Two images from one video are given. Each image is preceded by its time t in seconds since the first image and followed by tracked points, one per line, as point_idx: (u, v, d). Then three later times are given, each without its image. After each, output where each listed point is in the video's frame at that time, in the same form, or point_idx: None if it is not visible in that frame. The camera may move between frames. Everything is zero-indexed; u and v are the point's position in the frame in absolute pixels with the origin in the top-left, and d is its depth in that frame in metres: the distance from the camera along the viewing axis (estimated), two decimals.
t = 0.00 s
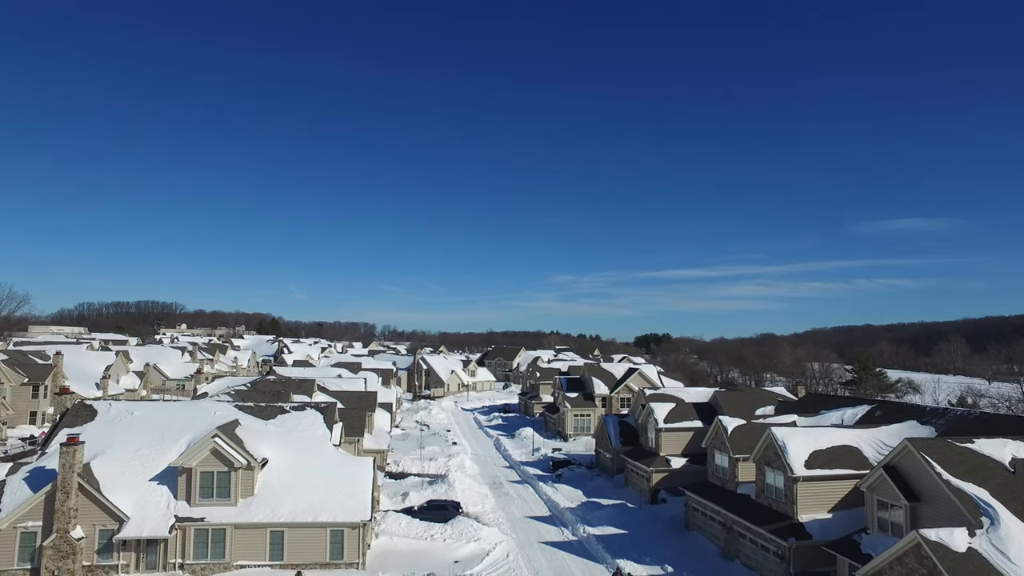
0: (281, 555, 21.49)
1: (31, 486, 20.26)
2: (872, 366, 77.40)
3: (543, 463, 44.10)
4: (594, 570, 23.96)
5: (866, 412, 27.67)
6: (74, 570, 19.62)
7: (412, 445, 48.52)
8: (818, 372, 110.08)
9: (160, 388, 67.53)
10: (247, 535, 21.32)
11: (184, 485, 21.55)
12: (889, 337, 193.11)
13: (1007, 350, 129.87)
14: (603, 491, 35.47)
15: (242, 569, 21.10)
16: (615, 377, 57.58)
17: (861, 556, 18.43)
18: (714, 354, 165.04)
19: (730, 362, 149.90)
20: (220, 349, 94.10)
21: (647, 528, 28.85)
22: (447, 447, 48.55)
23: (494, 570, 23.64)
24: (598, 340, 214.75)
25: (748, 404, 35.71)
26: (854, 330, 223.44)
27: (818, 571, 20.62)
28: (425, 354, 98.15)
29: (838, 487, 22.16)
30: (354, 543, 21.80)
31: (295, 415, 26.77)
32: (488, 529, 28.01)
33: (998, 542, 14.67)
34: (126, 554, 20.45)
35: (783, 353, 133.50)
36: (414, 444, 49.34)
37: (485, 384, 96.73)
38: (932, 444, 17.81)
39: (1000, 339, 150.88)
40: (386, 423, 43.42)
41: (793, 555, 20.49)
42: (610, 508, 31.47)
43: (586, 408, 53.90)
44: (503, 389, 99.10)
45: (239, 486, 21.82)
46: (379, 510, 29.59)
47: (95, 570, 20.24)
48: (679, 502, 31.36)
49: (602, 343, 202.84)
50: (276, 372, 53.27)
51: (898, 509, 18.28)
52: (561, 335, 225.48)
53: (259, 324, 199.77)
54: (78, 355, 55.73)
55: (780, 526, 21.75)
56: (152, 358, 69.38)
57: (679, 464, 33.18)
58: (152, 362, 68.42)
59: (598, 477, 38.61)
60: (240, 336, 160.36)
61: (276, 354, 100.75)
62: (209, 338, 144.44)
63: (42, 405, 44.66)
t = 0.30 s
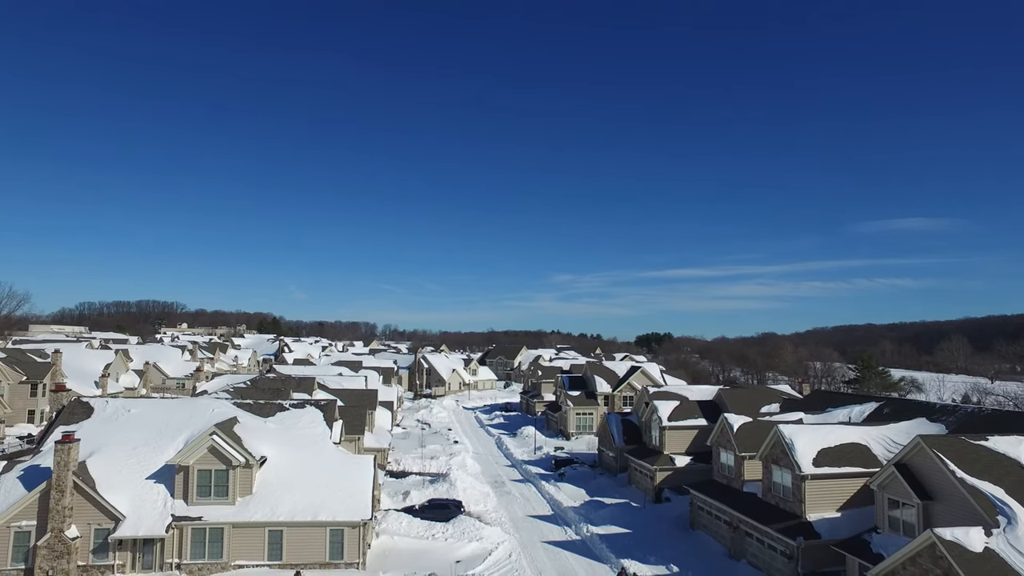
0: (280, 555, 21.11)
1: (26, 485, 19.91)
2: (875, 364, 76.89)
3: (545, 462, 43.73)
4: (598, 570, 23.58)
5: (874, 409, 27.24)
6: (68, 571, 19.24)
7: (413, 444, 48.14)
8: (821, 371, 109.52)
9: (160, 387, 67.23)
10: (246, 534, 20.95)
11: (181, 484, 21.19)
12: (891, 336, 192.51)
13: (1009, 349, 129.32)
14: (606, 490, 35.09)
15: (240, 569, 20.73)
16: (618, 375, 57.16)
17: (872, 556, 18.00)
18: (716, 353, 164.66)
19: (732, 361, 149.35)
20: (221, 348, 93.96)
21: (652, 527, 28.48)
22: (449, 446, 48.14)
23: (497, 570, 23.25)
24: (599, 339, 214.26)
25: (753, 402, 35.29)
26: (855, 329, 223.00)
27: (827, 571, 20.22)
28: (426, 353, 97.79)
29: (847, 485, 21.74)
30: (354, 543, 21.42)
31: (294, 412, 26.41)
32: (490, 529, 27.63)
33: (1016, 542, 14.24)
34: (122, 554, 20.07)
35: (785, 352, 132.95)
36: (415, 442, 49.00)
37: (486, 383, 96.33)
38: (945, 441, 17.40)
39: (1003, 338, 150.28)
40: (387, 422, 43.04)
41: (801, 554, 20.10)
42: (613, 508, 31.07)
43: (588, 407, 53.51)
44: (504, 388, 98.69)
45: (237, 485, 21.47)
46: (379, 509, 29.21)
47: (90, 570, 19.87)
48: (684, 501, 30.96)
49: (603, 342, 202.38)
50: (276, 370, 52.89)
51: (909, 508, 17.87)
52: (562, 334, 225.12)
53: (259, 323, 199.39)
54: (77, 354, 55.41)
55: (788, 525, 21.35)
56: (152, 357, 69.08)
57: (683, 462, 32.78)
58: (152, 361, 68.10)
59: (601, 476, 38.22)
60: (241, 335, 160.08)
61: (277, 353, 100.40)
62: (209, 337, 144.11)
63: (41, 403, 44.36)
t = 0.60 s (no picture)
0: (276, 557, 20.56)
1: (14, 485, 19.36)
2: (879, 364, 76.30)
3: (547, 462, 43.20)
4: (603, 572, 23.00)
5: (884, 408, 26.63)
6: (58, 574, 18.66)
7: (413, 444, 47.57)
8: (823, 371, 108.92)
9: (159, 387, 66.74)
10: (241, 536, 20.41)
11: (174, 484, 20.65)
12: (893, 336, 191.84)
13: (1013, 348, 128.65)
14: (610, 490, 34.52)
15: (235, 572, 20.18)
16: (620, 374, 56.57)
17: (887, 559, 17.40)
18: (717, 354, 164.22)
19: (734, 361, 148.72)
20: (220, 348, 93.64)
21: (657, 528, 27.91)
22: (450, 446, 47.57)
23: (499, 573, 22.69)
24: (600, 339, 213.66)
25: (759, 401, 34.69)
26: (857, 329, 222.33)
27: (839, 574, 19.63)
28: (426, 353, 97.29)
29: (858, 485, 21.14)
30: (353, 545, 20.88)
31: (291, 411, 25.88)
32: (491, 530, 27.06)
33: None
34: (113, 556, 19.51)
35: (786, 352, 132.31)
36: (416, 442, 48.45)
37: (487, 382, 95.80)
38: (963, 440, 16.81)
39: (1006, 338, 149.61)
40: (387, 421, 42.48)
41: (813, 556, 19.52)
42: (617, 508, 30.50)
43: (590, 406, 52.95)
44: (505, 388, 98.14)
45: (232, 485, 20.94)
46: (379, 510, 28.66)
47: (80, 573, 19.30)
48: (689, 501, 30.39)
49: (604, 342, 201.74)
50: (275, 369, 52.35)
51: (925, 509, 17.26)
52: (563, 334, 224.62)
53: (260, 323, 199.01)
54: (74, 354, 54.89)
55: (798, 527, 20.76)
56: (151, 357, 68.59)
57: (688, 462, 32.22)
58: (151, 360, 67.61)
59: (605, 477, 37.65)
60: (241, 335, 159.70)
61: (277, 353, 99.88)
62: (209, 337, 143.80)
63: (37, 403, 43.86)
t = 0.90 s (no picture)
0: (270, 559, 19.86)
1: None
2: (884, 363, 75.51)
3: (550, 462, 42.51)
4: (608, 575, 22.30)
5: (897, 406, 25.86)
6: None
7: (413, 444, 46.91)
8: (826, 370, 108.21)
9: (157, 386, 66.16)
10: (233, 538, 19.70)
11: (165, 484, 19.95)
12: (894, 336, 191.00)
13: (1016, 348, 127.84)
14: (614, 490, 33.82)
15: None
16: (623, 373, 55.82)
17: (906, 562, 16.66)
18: (718, 353, 163.52)
19: (735, 360, 148.03)
20: (219, 347, 93.05)
21: (663, 529, 27.20)
22: (450, 446, 46.88)
23: None
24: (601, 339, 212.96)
25: (765, 399, 33.94)
26: (859, 328, 221.66)
27: None
28: (426, 352, 96.68)
29: (873, 485, 20.38)
30: (350, 547, 20.18)
31: (286, 409, 25.19)
32: (493, 531, 26.34)
33: None
34: (100, 560, 18.80)
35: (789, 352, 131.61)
36: (415, 442, 47.75)
37: (488, 382, 95.15)
38: (985, 439, 16.08)
39: (1009, 338, 148.80)
40: (386, 420, 41.80)
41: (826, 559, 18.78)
42: (622, 509, 29.78)
43: (592, 405, 52.27)
44: (506, 387, 97.49)
45: (225, 485, 20.24)
46: (377, 511, 27.95)
47: None
48: (695, 502, 29.66)
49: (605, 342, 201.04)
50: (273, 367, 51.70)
51: (946, 510, 16.53)
52: (563, 334, 224.03)
53: (260, 323, 198.71)
54: (70, 353, 54.28)
55: (811, 528, 20.03)
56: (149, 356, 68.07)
57: (694, 461, 31.48)
58: (148, 359, 67.04)
59: (608, 476, 36.94)
60: (240, 334, 159.26)
61: (276, 352, 99.28)
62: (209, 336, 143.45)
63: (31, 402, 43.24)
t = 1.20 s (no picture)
0: (261, 564, 19.02)
1: None
2: (887, 362, 74.73)
3: (551, 462, 41.69)
4: None
5: (910, 404, 25.02)
6: None
7: (412, 443, 46.08)
8: (827, 370, 107.35)
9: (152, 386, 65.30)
10: (223, 541, 18.87)
11: (152, 485, 19.13)
12: (895, 336, 190.17)
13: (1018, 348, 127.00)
14: (617, 491, 33.02)
15: None
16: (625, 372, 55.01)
17: (928, 567, 15.82)
18: (719, 353, 162.56)
19: (736, 360, 147.21)
20: (217, 346, 92.21)
21: (669, 531, 26.38)
22: (449, 445, 46.05)
23: None
24: (601, 339, 212.13)
25: (773, 398, 33.12)
26: (859, 328, 220.91)
27: None
28: (426, 351, 95.88)
29: (889, 486, 19.55)
30: (345, 550, 19.36)
31: (280, 407, 24.42)
32: (493, 534, 25.51)
33: None
34: (82, 565, 17.96)
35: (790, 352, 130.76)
36: (414, 442, 46.91)
37: (488, 381, 94.36)
38: (1013, 437, 15.23)
39: (1011, 338, 148.05)
40: (384, 419, 40.96)
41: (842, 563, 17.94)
42: (626, 510, 28.95)
43: (594, 404, 51.47)
44: (506, 386, 96.66)
45: (214, 486, 19.41)
46: (374, 513, 27.12)
47: None
48: (701, 503, 28.84)
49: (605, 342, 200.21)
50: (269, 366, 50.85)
51: (970, 512, 15.69)
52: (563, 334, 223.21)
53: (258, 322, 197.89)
54: (63, 351, 53.45)
55: (825, 531, 19.20)
56: (145, 355, 67.24)
57: (700, 461, 30.65)
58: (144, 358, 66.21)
59: (611, 477, 36.11)
60: (239, 334, 158.41)
61: (274, 351, 98.48)
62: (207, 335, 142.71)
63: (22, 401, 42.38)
